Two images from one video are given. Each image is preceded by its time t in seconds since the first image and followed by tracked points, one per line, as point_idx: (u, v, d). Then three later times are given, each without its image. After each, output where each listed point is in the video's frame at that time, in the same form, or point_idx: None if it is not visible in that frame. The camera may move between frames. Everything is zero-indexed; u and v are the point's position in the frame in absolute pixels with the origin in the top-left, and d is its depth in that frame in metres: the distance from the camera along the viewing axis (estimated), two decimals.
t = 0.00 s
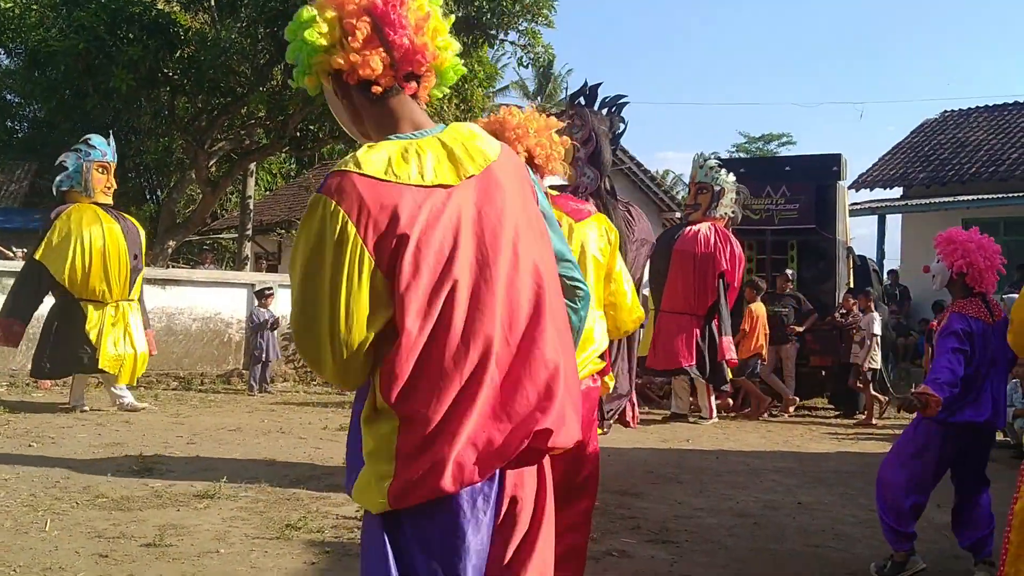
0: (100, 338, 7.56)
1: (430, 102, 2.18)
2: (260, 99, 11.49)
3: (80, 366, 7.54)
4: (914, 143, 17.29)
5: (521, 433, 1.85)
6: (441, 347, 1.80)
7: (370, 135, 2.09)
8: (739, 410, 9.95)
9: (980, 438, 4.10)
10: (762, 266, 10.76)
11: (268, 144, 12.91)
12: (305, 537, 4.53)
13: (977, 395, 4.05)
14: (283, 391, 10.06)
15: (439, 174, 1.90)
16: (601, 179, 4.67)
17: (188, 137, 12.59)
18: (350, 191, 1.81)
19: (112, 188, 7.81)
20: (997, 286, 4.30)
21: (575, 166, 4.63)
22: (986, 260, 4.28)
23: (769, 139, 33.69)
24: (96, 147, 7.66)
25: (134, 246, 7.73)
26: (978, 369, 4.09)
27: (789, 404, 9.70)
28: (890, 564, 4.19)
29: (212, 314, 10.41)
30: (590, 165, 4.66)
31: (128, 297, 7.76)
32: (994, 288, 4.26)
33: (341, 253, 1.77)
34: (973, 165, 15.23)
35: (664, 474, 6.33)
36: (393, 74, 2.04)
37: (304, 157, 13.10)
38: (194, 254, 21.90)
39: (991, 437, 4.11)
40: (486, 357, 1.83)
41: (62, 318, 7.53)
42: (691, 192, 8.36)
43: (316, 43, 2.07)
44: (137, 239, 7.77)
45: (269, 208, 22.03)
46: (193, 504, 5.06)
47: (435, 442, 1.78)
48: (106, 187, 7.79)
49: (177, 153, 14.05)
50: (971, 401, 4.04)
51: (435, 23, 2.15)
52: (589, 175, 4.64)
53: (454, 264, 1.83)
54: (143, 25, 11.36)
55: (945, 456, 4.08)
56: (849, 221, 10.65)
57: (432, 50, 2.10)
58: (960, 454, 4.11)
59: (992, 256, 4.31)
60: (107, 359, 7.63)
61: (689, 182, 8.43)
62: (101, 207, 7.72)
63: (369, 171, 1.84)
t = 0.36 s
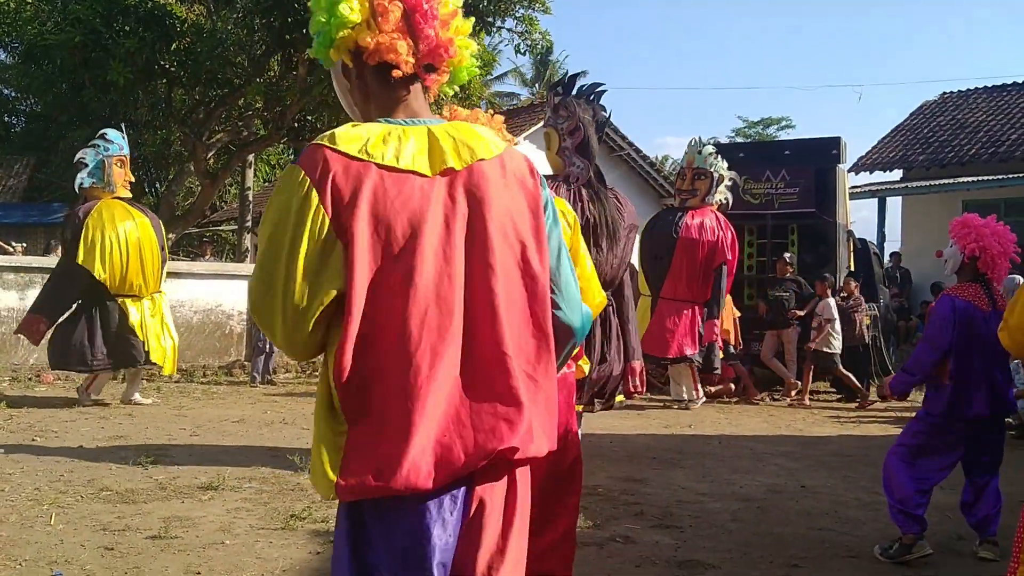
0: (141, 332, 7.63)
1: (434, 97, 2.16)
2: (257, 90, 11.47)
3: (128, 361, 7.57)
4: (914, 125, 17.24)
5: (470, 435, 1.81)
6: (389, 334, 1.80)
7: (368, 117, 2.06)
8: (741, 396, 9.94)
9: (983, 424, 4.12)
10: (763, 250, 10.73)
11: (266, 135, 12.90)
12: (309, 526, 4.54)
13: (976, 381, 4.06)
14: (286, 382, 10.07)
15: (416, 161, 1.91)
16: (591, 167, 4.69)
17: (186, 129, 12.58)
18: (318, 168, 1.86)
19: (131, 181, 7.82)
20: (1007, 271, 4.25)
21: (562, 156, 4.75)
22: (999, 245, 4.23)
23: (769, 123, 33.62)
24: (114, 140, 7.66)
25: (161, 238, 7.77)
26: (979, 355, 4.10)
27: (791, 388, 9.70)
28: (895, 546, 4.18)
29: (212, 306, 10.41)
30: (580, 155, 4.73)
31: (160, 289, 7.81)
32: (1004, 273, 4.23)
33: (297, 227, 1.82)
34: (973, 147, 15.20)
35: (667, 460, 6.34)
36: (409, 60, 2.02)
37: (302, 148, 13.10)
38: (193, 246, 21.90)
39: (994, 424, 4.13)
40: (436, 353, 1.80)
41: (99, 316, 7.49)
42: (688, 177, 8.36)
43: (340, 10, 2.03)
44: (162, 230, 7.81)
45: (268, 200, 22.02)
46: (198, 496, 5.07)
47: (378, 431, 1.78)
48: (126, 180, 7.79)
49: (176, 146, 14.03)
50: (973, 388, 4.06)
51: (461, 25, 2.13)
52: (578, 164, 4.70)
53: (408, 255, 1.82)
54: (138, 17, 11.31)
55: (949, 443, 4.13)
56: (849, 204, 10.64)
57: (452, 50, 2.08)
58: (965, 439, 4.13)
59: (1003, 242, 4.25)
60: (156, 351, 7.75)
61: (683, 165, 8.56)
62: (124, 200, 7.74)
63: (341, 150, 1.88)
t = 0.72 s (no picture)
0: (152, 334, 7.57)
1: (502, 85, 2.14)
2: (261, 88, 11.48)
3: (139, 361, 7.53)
4: (919, 121, 17.20)
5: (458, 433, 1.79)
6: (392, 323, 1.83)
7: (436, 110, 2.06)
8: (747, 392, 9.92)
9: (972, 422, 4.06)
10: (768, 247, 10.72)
11: (271, 133, 12.91)
12: (315, 524, 4.54)
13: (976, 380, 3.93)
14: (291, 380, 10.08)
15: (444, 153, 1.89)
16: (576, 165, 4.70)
17: (191, 128, 12.60)
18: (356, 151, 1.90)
19: (151, 180, 7.72)
20: (995, 264, 4.13)
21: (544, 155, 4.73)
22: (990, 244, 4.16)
23: (773, 119, 33.61)
24: (131, 139, 7.60)
25: (175, 237, 7.66)
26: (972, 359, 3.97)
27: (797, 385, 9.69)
28: (902, 545, 4.18)
29: (217, 304, 10.41)
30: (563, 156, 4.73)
31: (174, 289, 7.70)
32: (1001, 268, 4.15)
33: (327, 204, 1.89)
34: (978, 143, 15.17)
35: (673, 457, 6.33)
36: (468, 51, 2.00)
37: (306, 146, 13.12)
38: (198, 244, 21.91)
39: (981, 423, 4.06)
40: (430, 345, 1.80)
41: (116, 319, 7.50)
42: (690, 173, 8.29)
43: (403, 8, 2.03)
44: (178, 228, 7.69)
45: (273, 198, 22.02)
46: (203, 494, 5.08)
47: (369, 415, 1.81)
48: (146, 180, 7.70)
49: (180, 144, 14.03)
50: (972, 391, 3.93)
51: (525, 10, 2.08)
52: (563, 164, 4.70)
53: (414, 249, 1.82)
54: (143, 15, 11.30)
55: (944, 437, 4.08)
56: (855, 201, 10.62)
57: (515, 38, 2.05)
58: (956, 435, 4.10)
59: (989, 236, 4.17)
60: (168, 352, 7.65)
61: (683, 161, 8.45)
62: (143, 200, 7.66)
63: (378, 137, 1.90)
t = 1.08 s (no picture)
0: (148, 334, 7.45)
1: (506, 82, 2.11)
2: (261, 88, 11.48)
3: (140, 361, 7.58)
4: (920, 121, 17.20)
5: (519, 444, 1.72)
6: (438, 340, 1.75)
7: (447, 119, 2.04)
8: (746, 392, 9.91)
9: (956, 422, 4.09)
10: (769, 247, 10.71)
11: (270, 133, 12.92)
12: (316, 524, 4.54)
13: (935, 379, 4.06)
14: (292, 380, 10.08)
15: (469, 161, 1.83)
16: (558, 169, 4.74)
17: (192, 128, 12.65)
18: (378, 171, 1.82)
19: (168, 181, 7.60)
20: (973, 270, 4.20)
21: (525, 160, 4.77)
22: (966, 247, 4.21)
23: (774, 119, 33.60)
24: (150, 139, 7.49)
25: (181, 240, 7.49)
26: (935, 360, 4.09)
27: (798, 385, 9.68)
28: (904, 544, 4.19)
29: (217, 304, 10.40)
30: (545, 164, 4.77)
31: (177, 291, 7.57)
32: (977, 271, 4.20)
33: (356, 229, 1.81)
34: (979, 143, 15.17)
35: (674, 457, 6.33)
36: (462, 56, 1.99)
37: (307, 146, 13.16)
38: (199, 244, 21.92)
39: (966, 424, 4.09)
40: (478, 353, 1.73)
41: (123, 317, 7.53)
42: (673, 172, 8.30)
43: (393, 30, 2.05)
44: (183, 230, 7.50)
45: (273, 198, 22.02)
46: (204, 493, 5.08)
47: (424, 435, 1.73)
48: (162, 180, 7.58)
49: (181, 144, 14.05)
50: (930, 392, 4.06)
51: (511, 4, 2.06)
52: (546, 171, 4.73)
53: (458, 256, 1.76)
54: (144, 15, 11.30)
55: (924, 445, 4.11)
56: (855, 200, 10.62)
57: (505, 31, 2.03)
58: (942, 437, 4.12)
59: (966, 241, 4.21)
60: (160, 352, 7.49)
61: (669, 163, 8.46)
62: (155, 200, 7.53)
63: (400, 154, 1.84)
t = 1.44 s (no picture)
0: (160, 331, 7.25)
1: (461, 94, 2.12)
2: (261, 88, 11.48)
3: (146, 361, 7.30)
4: (920, 121, 17.18)
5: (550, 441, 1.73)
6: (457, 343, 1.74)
7: (401, 130, 2.07)
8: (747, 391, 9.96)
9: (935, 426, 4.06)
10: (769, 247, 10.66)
11: (270, 134, 12.92)
12: (316, 524, 4.54)
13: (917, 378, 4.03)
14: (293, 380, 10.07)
15: (463, 168, 1.83)
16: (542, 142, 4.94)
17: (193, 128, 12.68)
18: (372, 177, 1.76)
19: (189, 179, 7.44)
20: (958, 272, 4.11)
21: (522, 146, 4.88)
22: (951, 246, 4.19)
23: (774, 118, 33.59)
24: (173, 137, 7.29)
25: (203, 238, 7.38)
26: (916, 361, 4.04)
27: (798, 385, 9.70)
28: (904, 545, 4.18)
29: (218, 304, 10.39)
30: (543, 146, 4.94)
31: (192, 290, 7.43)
32: (967, 264, 4.13)
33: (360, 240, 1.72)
34: (979, 142, 15.16)
35: (674, 457, 6.33)
36: (413, 63, 2.01)
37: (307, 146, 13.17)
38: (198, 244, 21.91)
39: (943, 430, 4.06)
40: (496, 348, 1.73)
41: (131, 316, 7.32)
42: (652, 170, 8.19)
43: (349, 30, 2.09)
44: (205, 229, 7.41)
45: (273, 198, 22.02)
46: (205, 493, 5.08)
47: (454, 444, 1.69)
48: (183, 179, 7.43)
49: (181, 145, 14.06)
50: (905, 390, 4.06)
51: (466, 16, 2.07)
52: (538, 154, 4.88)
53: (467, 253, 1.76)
54: (144, 15, 11.30)
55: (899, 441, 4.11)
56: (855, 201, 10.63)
57: (458, 42, 2.03)
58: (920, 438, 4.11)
59: (947, 237, 4.20)
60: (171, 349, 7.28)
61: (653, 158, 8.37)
62: (175, 199, 7.37)
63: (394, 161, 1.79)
